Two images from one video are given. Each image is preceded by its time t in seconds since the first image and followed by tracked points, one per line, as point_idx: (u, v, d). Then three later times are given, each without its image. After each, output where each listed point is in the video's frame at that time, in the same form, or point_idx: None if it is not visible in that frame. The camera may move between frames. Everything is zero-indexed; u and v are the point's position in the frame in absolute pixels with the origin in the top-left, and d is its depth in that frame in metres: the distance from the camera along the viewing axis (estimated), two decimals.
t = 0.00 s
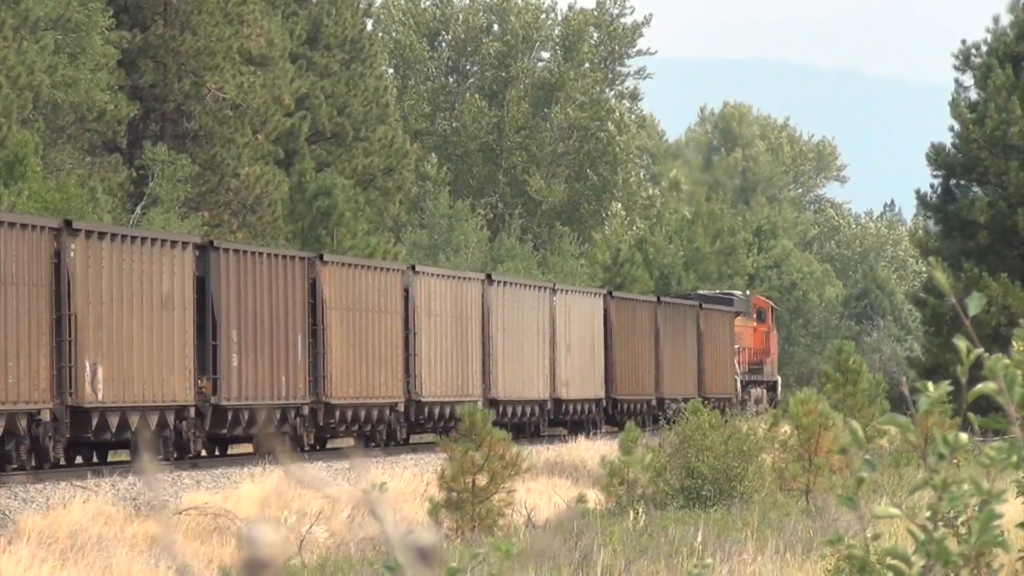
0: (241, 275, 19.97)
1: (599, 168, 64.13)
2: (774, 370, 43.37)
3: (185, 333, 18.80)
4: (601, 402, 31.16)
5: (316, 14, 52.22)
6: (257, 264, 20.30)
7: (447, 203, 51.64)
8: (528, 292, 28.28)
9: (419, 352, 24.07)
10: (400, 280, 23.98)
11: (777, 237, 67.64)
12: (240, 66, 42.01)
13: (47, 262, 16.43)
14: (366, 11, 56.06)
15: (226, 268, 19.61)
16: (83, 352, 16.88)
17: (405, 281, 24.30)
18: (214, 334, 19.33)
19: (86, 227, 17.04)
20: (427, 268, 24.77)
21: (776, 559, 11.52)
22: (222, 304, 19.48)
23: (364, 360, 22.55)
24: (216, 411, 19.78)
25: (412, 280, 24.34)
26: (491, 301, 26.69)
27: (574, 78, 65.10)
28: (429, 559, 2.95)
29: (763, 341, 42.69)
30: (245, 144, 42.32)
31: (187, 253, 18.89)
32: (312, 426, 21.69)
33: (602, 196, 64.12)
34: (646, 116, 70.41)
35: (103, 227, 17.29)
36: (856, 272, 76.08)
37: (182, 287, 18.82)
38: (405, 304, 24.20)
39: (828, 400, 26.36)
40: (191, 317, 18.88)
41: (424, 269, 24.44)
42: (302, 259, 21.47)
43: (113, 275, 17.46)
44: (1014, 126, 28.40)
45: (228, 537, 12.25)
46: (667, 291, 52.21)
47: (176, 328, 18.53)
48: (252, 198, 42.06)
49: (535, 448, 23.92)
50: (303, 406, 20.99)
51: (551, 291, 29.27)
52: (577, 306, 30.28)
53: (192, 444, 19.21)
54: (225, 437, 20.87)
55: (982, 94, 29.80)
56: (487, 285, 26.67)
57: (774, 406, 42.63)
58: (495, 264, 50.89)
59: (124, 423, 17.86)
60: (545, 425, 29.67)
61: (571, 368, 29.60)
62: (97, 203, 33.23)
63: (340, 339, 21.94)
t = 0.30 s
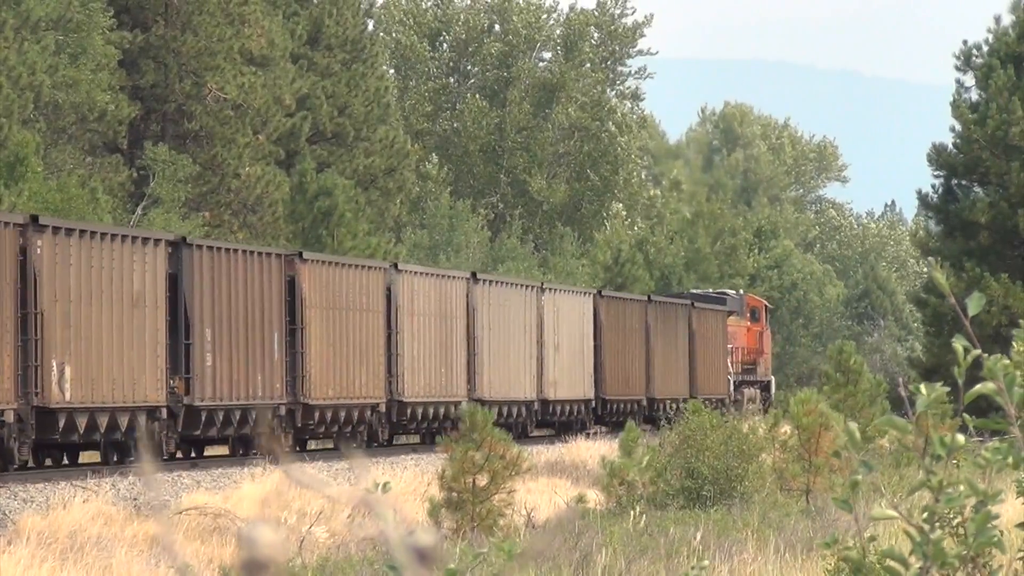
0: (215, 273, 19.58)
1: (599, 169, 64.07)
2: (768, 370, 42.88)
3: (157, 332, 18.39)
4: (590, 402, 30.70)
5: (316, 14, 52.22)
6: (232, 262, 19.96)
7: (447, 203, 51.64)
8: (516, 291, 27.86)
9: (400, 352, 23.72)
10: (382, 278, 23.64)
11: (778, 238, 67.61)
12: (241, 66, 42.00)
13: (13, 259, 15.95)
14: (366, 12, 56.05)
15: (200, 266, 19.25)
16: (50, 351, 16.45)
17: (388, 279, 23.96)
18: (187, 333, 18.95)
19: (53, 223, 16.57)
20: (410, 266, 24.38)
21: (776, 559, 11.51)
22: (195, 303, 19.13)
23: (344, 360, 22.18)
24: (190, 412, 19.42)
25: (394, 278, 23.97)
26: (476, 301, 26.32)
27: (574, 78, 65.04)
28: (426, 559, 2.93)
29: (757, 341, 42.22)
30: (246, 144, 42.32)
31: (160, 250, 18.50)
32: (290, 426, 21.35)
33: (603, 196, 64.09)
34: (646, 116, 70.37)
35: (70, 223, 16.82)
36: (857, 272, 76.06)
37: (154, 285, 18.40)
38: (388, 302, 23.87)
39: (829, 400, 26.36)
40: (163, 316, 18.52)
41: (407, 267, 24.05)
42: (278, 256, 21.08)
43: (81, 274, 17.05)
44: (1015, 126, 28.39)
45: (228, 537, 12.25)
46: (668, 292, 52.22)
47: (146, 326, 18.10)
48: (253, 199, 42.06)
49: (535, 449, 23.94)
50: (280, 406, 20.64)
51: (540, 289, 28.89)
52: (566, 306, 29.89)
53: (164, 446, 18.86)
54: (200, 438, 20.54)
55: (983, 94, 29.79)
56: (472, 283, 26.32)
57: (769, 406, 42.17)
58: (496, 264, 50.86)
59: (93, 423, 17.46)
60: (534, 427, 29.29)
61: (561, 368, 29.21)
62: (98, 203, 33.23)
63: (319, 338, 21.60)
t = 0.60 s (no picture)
0: (189, 270, 18.98)
1: (599, 168, 64.08)
2: (761, 370, 42.14)
3: (128, 331, 17.81)
4: (578, 402, 30.22)
5: (316, 14, 52.27)
6: (206, 258, 19.34)
7: (447, 204, 51.67)
8: (501, 290, 27.36)
9: (382, 352, 23.19)
10: (361, 275, 23.07)
11: (778, 237, 67.63)
12: (240, 66, 42.01)
13: None
14: (366, 11, 56.05)
15: (172, 263, 18.63)
16: (15, 350, 16.03)
17: (368, 277, 23.37)
18: (159, 332, 18.38)
19: (18, 218, 16.10)
20: (392, 263, 23.82)
21: (776, 559, 11.50)
22: (167, 301, 18.52)
23: (323, 359, 21.60)
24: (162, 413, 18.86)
25: (375, 276, 23.43)
26: (459, 299, 25.80)
27: (574, 78, 65.08)
28: (423, 560, 2.95)
29: (748, 340, 41.40)
30: (246, 143, 42.31)
31: (130, 246, 17.86)
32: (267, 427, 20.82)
33: (602, 195, 64.09)
34: (646, 115, 70.40)
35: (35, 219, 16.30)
36: (857, 272, 76.10)
37: (124, 282, 17.80)
38: (368, 300, 23.31)
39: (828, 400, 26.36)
40: (133, 314, 17.89)
41: (388, 265, 23.50)
42: (255, 253, 20.50)
43: (46, 271, 16.50)
44: (1014, 126, 28.40)
45: (228, 537, 12.26)
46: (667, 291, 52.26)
47: (114, 325, 17.55)
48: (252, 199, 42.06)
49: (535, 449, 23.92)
50: (257, 407, 20.10)
51: (525, 287, 28.37)
52: (551, 305, 29.38)
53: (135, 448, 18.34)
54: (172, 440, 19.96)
55: (982, 94, 29.80)
56: (455, 281, 25.80)
57: (762, 407, 41.50)
58: (496, 265, 50.86)
59: (60, 425, 17.00)
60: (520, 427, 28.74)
61: (547, 368, 28.69)
62: (98, 203, 33.24)
63: (297, 336, 21.02)
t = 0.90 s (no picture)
0: (160, 268, 18.58)
1: (600, 168, 64.09)
2: (754, 370, 41.55)
3: (97, 330, 17.43)
4: (566, 403, 29.86)
5: (316, 14, 52.29)
6: (179, 256, 18.97)
7: (447, 204, 51.68)
8: (486, 288, 26.95)
9: (362, 352, 22.85)
10: (340, 274, 22.76)
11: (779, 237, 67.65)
12: (241, 66, 42.03)
13: None
14: (366, 12, 55.99)
15: (143, 260, 18.24)
16: None
17: (347, 275, 23.05)
18: (129, 331, 17.99)
19: None
20: (373, 261, 23.45)
21: (775, 559, 11.50)
22: (137, 300, 18.12)
23: (299, 359, 21.28)
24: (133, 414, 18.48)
25: (355, 274, 23.08)
26: (443, 297, 25.40)
27: (574, 79, 65.10)
28: (422, 561, 2.93)
29: (742, 340, 41.08)
30: (246, 144, 42.30)
31: (99, 244, 17.46)
32: (242, 428, 20.50)
33: (602, 196, 64.11)
34: (647, 115, 70.45)
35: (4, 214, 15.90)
36: (857, 272, 76.15)
37: (94, 280, 17.40)
38: (348, 299, 22.98)
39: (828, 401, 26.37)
40: (102, 313, 17.51)
41: (368, 263, 23.14)
42: (229, 251, 20.13)
43: (13, 268, 16.10)
44: (1015, 126, 28.42)
45: (227, 537, 12.25)
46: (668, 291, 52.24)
47: (82, 324, 17.16)
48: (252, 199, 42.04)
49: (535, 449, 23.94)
50: (231, 408, 19.77)
51: (511, 285, 28.00)
52: (538, 303, 28.97)
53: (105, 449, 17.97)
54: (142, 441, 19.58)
55: (982, 94, 29.81)
56: (438, 279, 25.43)
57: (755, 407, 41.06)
58: (497, 265, 50.86)
59: (26, 425, 16.63)
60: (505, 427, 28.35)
61: (533, 368, 28.30)
62: (97, 203, 33.25)
63: (272, 336, 20.69)
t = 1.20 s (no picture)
0: (130, 265, 18.18)
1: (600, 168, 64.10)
2: (748, 370, 41.25)
3: (63, 329, 17.03)
4: (553, 403, 29.56)
5: (316, 15, 52.29)
6: (151, 254, 18.60)
7: (447, 204, 51.69)
8: (470, 287, 26.56)
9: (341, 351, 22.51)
10: (320, 272, 22.52)
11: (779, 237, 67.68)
12: (240, 67, 42.04)
13: None
14: (366, 12, 55.93)
15: (112, 258, 17.88)
16: None
17: (327, 273, 22.82)
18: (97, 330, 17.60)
19: None
20: (352, 260, 23.10)
21: (776, 559, 11.51)
22: (106, 298, 17.73)
23: (276, 359, 20.93)
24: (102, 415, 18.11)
25: (333, 273, 22.74)
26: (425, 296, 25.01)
27: (574, 79, 65.08)
28: (423, 560, 2.94)
29: (734, 339, 40.72)
30: (246, 144, 42.28)
31: (66, 241, 17.06)
32: (217, 428, 20.16)
33: (603, 196, 64.13)
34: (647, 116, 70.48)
35: None
36: (857, 273, 76.19)
37: (60, 278, 17.01)
38: (327, 297, 22.74)
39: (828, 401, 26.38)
40: (69, 311, 17.15)
41: (347, 261, 22.78)
42: (203, 249, 19.76)
43: None
44: (1014, 126, 28.43)
45: (228, 537, 12.25)
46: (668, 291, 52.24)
47: (48, 322, 16.77)
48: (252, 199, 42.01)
49: (535, 449, 23.95)
50: (204, 409, 19.42)
51: (496, 283, 27.69)
52: (524, 302, 28.57)
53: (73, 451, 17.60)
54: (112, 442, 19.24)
55: (982, 94, 29.82)
56: (421, 277, 25.14)
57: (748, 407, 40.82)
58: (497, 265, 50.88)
59: None
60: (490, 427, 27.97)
61: (519, 367, 27.91)
62: (97, 203, 33.26)
63: (248, 336, 20.35)
